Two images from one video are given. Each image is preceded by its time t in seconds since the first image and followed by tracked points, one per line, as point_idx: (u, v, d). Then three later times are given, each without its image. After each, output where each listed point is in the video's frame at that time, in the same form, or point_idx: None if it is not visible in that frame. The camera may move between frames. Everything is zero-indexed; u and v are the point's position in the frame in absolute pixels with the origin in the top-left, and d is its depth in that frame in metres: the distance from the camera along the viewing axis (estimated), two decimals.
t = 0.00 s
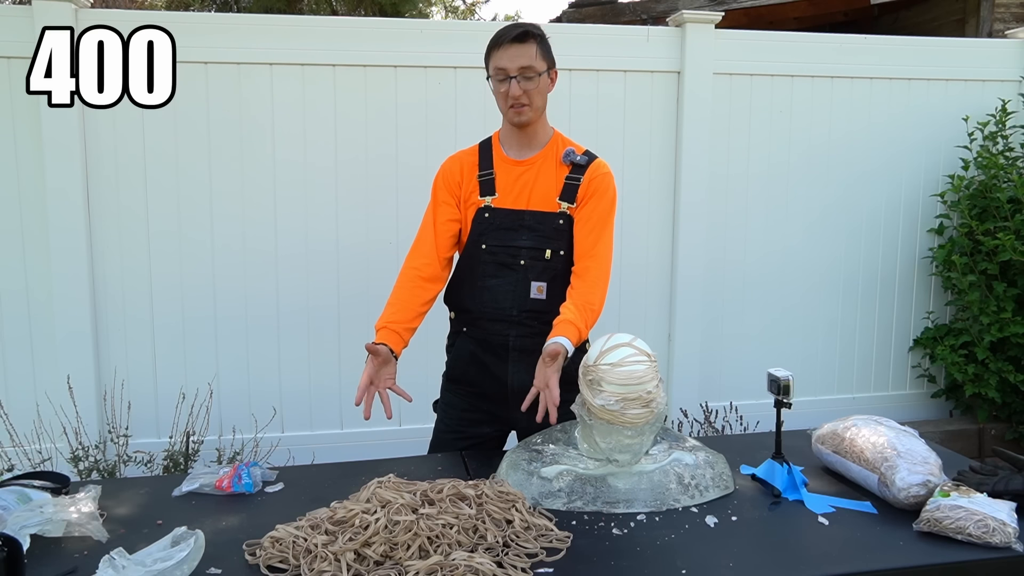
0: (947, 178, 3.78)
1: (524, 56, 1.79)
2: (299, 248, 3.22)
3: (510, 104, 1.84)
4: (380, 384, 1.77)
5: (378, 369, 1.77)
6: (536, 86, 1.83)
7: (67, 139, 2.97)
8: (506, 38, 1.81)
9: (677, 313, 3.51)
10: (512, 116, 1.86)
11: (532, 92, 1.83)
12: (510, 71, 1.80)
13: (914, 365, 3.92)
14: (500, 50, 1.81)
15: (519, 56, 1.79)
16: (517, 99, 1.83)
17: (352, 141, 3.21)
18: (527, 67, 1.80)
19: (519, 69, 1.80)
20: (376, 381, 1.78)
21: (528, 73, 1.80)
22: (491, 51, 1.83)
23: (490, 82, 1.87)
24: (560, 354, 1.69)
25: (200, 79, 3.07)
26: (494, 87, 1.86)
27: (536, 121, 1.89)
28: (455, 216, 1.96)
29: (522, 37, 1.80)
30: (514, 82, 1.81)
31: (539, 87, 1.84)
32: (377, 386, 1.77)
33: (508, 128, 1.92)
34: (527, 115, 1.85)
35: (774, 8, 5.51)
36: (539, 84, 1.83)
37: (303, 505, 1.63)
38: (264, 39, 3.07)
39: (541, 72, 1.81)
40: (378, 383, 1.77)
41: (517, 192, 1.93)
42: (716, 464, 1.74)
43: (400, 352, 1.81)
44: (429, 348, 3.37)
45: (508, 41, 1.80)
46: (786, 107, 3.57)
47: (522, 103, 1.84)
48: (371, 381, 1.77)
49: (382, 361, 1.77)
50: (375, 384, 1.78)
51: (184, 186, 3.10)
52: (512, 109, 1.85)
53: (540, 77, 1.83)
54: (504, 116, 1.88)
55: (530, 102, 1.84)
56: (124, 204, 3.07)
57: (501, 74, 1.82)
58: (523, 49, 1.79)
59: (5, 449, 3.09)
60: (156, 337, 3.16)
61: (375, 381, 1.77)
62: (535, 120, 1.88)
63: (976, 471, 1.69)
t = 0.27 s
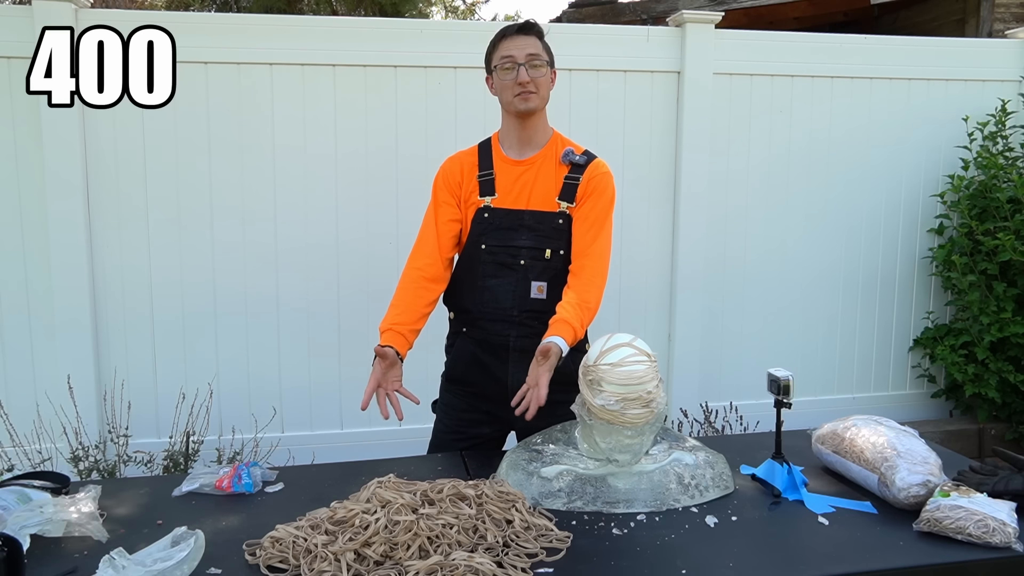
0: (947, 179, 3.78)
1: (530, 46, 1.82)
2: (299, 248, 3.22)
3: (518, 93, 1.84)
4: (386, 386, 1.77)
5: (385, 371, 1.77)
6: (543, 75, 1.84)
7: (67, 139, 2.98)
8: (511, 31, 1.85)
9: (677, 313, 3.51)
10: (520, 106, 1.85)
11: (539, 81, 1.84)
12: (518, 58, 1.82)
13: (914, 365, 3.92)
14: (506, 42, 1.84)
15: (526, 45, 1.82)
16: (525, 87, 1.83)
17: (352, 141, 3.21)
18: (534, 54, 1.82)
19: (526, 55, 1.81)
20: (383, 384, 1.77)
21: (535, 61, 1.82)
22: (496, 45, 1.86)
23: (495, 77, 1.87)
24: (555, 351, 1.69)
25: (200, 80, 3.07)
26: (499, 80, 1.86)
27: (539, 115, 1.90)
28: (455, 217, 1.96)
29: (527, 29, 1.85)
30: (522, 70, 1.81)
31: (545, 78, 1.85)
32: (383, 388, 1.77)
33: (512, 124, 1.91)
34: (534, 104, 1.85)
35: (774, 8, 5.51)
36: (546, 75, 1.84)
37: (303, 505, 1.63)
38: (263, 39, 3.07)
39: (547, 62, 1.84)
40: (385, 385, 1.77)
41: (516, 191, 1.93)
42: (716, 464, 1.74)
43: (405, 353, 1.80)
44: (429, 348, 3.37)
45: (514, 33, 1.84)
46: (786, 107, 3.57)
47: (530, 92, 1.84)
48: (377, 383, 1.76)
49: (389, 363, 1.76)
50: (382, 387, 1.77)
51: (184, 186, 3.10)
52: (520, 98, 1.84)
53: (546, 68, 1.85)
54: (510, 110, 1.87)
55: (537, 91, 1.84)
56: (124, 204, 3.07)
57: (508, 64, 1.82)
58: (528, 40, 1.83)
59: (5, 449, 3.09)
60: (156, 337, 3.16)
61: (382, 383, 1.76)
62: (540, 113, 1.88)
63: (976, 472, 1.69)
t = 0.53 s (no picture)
0: (947, 178, 3.78)
1: (529, 47, 1.82)
2: (299, 247, 3.22)
3: (517, 94, 1.84)
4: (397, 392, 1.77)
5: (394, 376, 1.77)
6: (542, 76, 1.84)
7: (66, 139, 2.98)
8: (510, 33, 1.85)
9: (677, 313, 3.51)
10: (519, 107, 1.85)
11: (538, 82, 1.84)
12: (517, 60, 1.82)
13: (914, 365, 3.92)
14: (505, 43, 1.84)
15: (525, 46, 1.82)
16: (524, 88, 1.83)
17: (352, 140, 3.21)
18: (533, 55, 1.82)
19: (526, 57, 1.81)
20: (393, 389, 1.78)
21: (535, 62, 1.82)
22: (496, 46, 1.86)
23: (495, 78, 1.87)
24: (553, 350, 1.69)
25: (200, 80, 3.07)
26: (498, 81, 1.86)
27: (538, 116, 1.90)
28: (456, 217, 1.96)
29: (526, 31, 1.85)
30: (521, 71, 1.81)
31: (544, 79, 1.85)
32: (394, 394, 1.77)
33: (512, 125, 1.91)
34: (534, 105, 1.85)
35: (774, 8, 5.51)
36: (545, 76, 1.84)
37: (303, 505, 1.63)
38: (263, 39, 3.07)
39: (546, 63, 1.84)
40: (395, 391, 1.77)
41: (516, 192, 1.93)
42: (716, 464, 1.74)
43: (412, 356, 1.81)
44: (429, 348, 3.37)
45: (513, 34, 1.84)
46: (786, 107, 3.57)
47: (529, 93, 1.84)
48: (387, 388, 1.76)
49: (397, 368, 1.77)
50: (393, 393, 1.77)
51: (184, 186, 3.10)
52: (519, 100, 1.84)
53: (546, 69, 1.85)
54: (510, 111, 1.87)
55: (537, 92, 1.84)
56: (124, 204, 3.07)
57: (507, 65, 1.82)
58: (528, 41, 1.83)
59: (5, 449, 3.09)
60: (156, 337, 3.16)
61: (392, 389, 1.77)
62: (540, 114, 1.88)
63: (976, 471, 1.69)
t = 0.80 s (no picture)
0: (947, 178, 3.77)
1: (524, 48, 1.82)
2: (299, 247, 3.22)
3: (512, 96, 1.84)
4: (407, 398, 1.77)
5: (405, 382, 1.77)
6: (537, 77, 1.84)
7: (66, 139, 2.97)
8: (504, 35, 1.85)
9: (677, 313, 3.51)
10: (515, 109, 1.85)
11: (533, 82, 1.84)
12: (511, 61, 1.81)
13: (914, 365, 3.92)
14: (499, 45, 1.84)
15: (519, 47, 1.82)
16: (519, 90, 1.83)
17: (352, 140, 3.21)
18: (527, 56, 1.82)
19: (520, 58, 1.81)
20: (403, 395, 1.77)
21: (529, 63, 1.82)
22: (490, 48, 1.86)
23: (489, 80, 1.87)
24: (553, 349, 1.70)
25: (200, 80, 3.07)
26: (493, 83, 1.86)
27: (534, 117, 1.90)
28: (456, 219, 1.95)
29: (519, 32, 1.85)
30: (516, 73, 1.81)
31: (539, 80, 1.85)
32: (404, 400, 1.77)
33: (508, 126, 1.92)
34: (529, 107, 1.85)
35: (774, 8, 5.51)
36: (540, 76, 1.84)
37: (303, 505, 1.63)
38: (263, 39, 3.07)
39: (540, 64, 1.83)
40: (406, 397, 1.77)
41: (515, 192, 1.93)
42: (715, 464, 1.74)
43: (422, 363, 1.81)
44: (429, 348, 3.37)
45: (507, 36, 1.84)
46: (786, 107, 3.57)
47: (524, 95, 1.84)
48: (397, 396, 1.76)
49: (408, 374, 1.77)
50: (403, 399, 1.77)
51: (184, 186, 3.10)
52: (514, 101, 1.84)
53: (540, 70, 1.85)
54: (505, 112, 1.87)
55: (531, 93, 1.84)
56: (124, 203, 3.07)
57: (501, 67, 1.82)
58: (521, 42, 1.83)
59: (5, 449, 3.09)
60: (156, 336, 3.16)
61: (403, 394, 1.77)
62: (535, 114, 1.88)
63: (976, 472, 1.69)
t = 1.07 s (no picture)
0: (947, 178, 3.77)
1: (520, 48, 1.82)
2: (299, 247, 3.22)
3: (509, 96, 1.84)
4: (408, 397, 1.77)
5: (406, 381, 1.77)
6: (534, 77, 1.83)
7: (66, 139, 2.97)
8: (501, 35, 1.85)
9: (677, 313, 3.51)
10: (512, 109, 1.85)
11: (529, 82, 1.83)
12: (508, 62, 1.81)
13: (914, 365, 3.92)
14: (496, 45, 1.84)
15: (516, 47, 1.82)
16: (516, 90, 1.83)
17: (352, 140, 3.21)
18: (524, 56, 1.81)
19: (517, 59, 1.80)
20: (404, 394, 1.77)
21: (526, 63, 1.81)
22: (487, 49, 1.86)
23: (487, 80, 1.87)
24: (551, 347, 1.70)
25: (200, 80, 3.07)
26: (490, 83, 1.86)
27: (531, 116, 1.89)
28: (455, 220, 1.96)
29: (516, 32, 1.84)
30: (513, 73, 1.81)
31: (536, 79, 1.85)
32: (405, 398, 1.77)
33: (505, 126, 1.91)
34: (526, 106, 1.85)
35: (774, 8, 5.51)
36: (537, 76, 1.84)
37: (302, 505, 1.63)
38: (263, 39, 3.07)
39: (537, 64, 1.83)
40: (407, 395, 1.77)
41: (514, 192, 1.93)
42: (715, 464, 1.74)
43: (423, 363, 1.81)
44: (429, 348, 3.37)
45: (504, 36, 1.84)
46: (786, 106, 3.57)
47: (521, 95, 1.84)
48: (398, 394, 1.77)
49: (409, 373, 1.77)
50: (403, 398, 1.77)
51: (184, 186, 3.10)
52: (511, 102, 1.84)
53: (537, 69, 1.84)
54: (503, 112, 1.87)
55: (528, 93, 1.84)
56: (124, 203, 3.07)
57: (499, 68, 1.82)
58: (518, 42, 1.82)
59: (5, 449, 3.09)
60: (156, 336, 3.16)
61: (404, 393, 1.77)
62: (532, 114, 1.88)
63: (976, 471, 1.69)
